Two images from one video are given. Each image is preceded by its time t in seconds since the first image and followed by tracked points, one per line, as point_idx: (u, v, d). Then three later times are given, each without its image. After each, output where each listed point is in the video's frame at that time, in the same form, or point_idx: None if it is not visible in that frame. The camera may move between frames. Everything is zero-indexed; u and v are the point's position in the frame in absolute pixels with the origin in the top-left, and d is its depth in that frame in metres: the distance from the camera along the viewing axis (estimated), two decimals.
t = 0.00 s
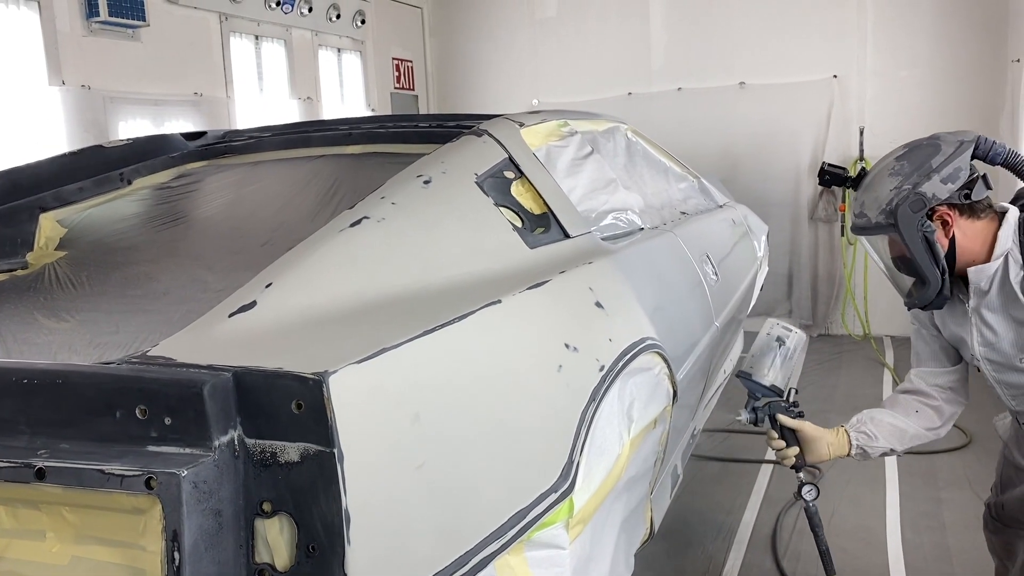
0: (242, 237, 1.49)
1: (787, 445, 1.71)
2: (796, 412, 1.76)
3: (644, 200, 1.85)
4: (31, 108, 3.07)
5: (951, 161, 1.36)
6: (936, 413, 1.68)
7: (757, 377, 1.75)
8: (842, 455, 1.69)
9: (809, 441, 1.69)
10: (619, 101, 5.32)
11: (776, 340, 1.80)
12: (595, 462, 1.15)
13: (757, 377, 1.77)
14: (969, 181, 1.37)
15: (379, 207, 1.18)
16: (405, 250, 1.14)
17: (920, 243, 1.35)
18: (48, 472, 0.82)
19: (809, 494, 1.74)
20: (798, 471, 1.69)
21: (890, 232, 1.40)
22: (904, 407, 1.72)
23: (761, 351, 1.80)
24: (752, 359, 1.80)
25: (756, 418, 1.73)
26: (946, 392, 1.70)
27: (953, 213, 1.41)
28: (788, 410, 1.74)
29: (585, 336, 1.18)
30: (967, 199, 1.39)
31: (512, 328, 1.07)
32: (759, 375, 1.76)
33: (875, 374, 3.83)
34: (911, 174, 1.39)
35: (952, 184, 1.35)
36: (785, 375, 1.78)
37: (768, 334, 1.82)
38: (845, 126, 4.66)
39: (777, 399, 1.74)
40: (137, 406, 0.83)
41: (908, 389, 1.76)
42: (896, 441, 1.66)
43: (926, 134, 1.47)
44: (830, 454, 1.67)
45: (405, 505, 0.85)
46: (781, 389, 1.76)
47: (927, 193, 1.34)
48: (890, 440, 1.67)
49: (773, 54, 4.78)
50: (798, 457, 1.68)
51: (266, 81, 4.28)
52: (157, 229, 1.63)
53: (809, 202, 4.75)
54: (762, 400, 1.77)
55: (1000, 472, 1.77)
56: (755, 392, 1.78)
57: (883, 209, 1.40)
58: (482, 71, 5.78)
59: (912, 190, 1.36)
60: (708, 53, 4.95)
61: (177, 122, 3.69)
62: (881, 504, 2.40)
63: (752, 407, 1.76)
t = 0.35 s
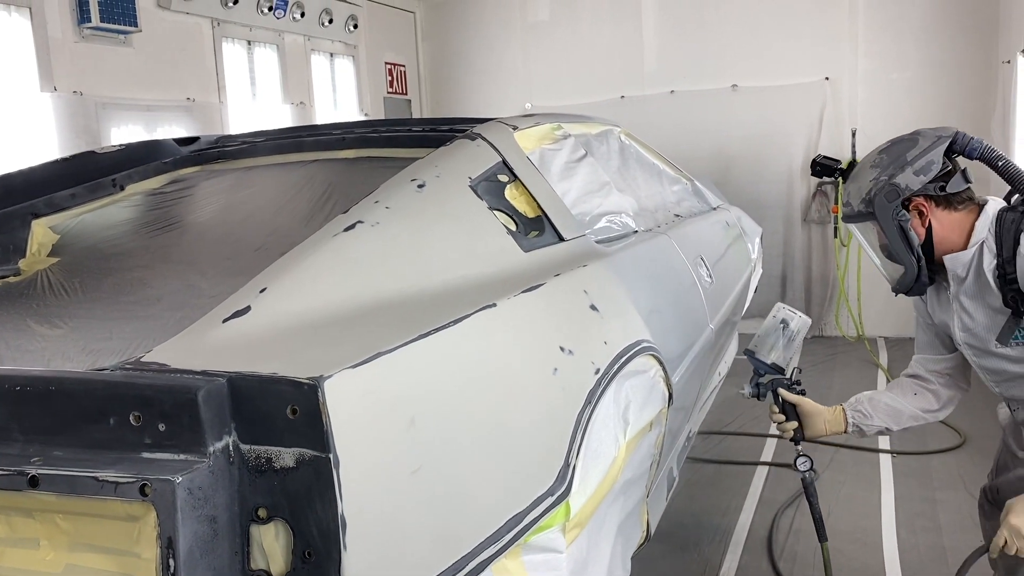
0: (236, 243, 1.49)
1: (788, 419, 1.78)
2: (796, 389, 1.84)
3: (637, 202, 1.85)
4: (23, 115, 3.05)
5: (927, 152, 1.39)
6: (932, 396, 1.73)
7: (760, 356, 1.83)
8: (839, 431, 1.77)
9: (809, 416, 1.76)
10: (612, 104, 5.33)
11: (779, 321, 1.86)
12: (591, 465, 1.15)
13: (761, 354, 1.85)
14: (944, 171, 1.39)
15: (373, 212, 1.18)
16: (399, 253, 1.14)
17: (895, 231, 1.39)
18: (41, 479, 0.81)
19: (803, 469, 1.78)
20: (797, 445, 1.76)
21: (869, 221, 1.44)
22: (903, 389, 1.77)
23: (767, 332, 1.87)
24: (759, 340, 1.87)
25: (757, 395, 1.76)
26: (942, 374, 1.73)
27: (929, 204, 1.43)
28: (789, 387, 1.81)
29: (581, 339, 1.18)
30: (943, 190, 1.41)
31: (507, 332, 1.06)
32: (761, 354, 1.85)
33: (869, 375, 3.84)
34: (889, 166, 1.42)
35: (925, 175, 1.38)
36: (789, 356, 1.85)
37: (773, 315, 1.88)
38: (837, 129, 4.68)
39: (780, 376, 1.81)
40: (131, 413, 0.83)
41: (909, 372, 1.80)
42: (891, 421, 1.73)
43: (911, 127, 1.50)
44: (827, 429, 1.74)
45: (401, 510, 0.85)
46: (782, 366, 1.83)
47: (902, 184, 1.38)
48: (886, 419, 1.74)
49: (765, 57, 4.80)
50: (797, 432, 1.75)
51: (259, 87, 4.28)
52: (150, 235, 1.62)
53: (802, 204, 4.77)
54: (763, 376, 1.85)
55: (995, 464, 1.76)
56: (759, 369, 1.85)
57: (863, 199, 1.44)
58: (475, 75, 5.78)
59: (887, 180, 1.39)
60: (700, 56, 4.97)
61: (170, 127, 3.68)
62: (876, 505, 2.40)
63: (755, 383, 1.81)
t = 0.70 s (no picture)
0: (227, 248, 1.49)
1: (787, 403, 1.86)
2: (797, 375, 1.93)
3: (629, 205, 1.85)
4: (15, 121, 3.04)
5: (902, 149, 1.43)
6: (925, 380, 1.74)
7: (759, 343, 1.94)
8: (834, 415, 1.82)
9: (805, 400, 1.82)
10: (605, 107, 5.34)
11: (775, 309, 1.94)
12: (582, 469, 1.15)
13: (761, 342, 1.95)
14: (920, 167, 1.43)
15: (362, 216, 1.18)
16: (389, 257, 1.14)
17: (874, 225, 1.45)
18: (28, 488, 0.81)
19: (800, 447, 1.86)
20: (795, 427, 1.83)
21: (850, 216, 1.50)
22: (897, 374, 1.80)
23: (768, 321, 1.96)
24: (761, 329, 1.97)
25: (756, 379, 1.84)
26: (932, 361, 1.75)
27: (906, 199, 1.47)
28: (789, 372, 1.90)
29: (572, 343, 1.18)
30: (919, 186, 1.44)
31: (497, 336, 1.06)
32: (761, 343, 1.96)
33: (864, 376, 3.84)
34: (868, 163, 1.47)
35: (900, 172, 1.42)
36: (790, 343, 1.92)
37: (772, 306, 1.94)
38: (830, 130, 4.69)
39: (779, 363, 1.90)
40: (118, 420, 0.82)
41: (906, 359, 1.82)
42: (882, 405, 1.76)
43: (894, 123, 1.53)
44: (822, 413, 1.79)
45: (390, 516, 0.84)
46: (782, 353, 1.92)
47: (877, 181, 1.43)
48: (879, 403, 1.77)
49: (757, 58, 4.81)
50: (795, 415, 1.83)
51: (251, 91, 4.28)
52: (141, 240, 1.62)
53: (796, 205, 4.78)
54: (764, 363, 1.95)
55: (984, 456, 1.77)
56: (761, 356, 1.96)
57: (844, 194, 1.49)
58: (468, 79, 5.78)
59: (864, 177, 1.45)
60: (693, 58, 4.98)
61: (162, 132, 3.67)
62: (871, 505, 2.41)
63: (756, 369, 1.92)
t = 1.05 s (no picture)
0: (219, 253, 1.48)
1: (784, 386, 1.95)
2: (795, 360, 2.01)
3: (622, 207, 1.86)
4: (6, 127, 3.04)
5: (882, 146, 1.53)
6: (912, 369, 1.81)
7: (756, 330, 2.03)
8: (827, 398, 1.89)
9: (800, 383, 1.91)
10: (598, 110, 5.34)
11: (773, 299, 2.00)
12: (575, 473, 1.15)
13: (759, 328, 2.04)
14: (898, 164, 1.52)
15: (354, 221, 1.18)
16: (382, 262, 1.14)
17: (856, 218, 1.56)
18: (18, 497, 0.81)
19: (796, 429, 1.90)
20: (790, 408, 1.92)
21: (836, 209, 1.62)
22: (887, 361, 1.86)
23: (766, 310, 2.03)
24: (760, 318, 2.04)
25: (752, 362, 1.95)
26: (919, 351, 1.80)
27: (887, 193, 1.56)
28: (786, 357, 1.99)
29: (564, 346, 1.18)
30: (899, 181, 1.54)
31: (489, 340, 1.06)
32: (759, 329, 2.04)
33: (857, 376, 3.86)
34: (852, 159, 1.57)
35: (880, 168, 1.52)
36: (786, 331, 2.00)
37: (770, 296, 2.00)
38: (822, 131, 4.71)
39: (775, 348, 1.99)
40: (108, 428, 0.82)
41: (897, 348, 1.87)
42: (870, 391, 1.83)
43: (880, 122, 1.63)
44: (815, 396, 1.88)
45: (383, 521, 0.84)
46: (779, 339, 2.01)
47: (858, 177, 1.54)
48: (868, 389, 1.84)
49: (749, 60, 4.82)
50: (790, 397, 1.92)
51: (244, 96, 4.27)
52: (133, 246, 1.62)
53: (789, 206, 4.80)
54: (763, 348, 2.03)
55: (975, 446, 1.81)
56: (760, 342, 2.05)
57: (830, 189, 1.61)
58: (461, 82, 5.79)
59: (847, 173, 1.56)
60: (686, 60, 4.99)
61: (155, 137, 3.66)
62: (865, 505, 2.41)
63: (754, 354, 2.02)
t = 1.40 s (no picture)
0: (210, 258, 1.48)
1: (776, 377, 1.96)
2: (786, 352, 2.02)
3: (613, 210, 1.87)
4: None
5: (865, 148, 1.55)
6: (896, 363, 1.83)
7: (749, 324, 2.03)
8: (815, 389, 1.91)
9: (791, 374, 1.93)
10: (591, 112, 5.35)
11: (766, 295, 1.98)
12: (565, 476, 1.15)
13: (752, 321, 2.04)
14: (880, 165, 1.54)
15: (344, 226, 1.18)
16: (371, 266, 1.14)
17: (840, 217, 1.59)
18: (5, 506, 0.80)
19: (786, 416, 1.89)
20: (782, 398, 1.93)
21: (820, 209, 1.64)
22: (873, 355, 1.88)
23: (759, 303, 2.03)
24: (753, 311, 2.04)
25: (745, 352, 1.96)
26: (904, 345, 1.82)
27: (869, 194, 1.58)
28: (778, 349, 2.00)
29: (554, 350, 1.19)
30: (881, 183, 1.56)
31: (478, 345, 1.07)
32: (752, 322, 2.04)
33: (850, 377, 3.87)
34: (836, 161, 1.59)
35: (862, 169, 1.54)
36: (779, 324, 2.00)
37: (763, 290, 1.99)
38: (814, 132, 4.73)
39: (768, 341, 2.00)
40: (96, 436, 0.82)
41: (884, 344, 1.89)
42: (856, 382, 1.85)
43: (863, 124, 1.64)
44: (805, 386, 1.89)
45: (372, 526, 0.85)
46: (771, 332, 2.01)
47: (842, 178, 1.56)
48: (854, 380, 1.86)
49: (741, 62, 4.83)
50: (782, 387, 1.94)
51: (236, 100, 4.26)
52: (123, 251, 1.61)
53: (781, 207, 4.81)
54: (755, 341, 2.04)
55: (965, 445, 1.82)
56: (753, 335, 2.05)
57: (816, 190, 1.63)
58: (453, 84, 5.78)
59: (831, 174, 1.58)
60: (678, 61, 5.00)
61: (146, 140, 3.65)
62: (858, 505, 2.42)
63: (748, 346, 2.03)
